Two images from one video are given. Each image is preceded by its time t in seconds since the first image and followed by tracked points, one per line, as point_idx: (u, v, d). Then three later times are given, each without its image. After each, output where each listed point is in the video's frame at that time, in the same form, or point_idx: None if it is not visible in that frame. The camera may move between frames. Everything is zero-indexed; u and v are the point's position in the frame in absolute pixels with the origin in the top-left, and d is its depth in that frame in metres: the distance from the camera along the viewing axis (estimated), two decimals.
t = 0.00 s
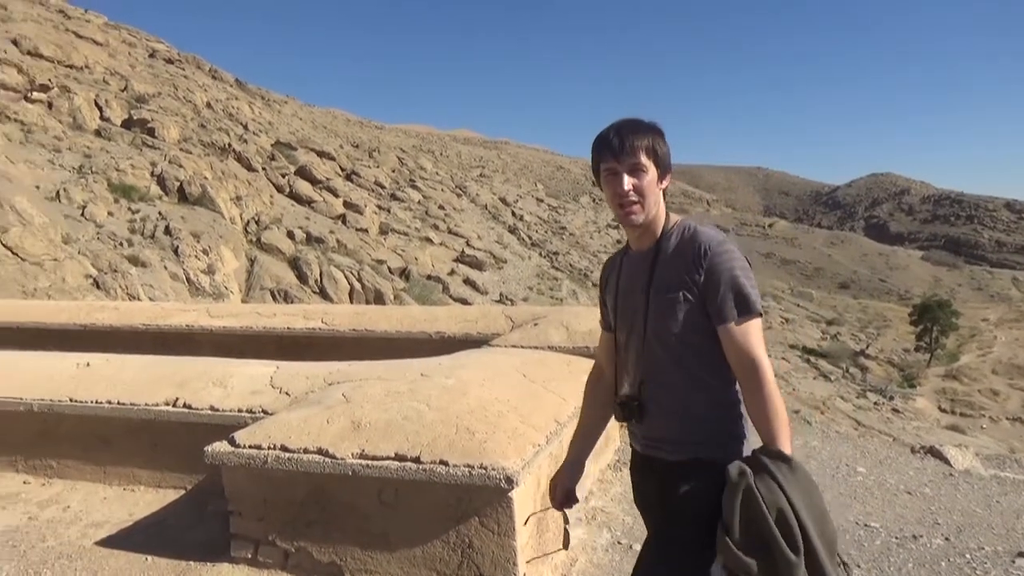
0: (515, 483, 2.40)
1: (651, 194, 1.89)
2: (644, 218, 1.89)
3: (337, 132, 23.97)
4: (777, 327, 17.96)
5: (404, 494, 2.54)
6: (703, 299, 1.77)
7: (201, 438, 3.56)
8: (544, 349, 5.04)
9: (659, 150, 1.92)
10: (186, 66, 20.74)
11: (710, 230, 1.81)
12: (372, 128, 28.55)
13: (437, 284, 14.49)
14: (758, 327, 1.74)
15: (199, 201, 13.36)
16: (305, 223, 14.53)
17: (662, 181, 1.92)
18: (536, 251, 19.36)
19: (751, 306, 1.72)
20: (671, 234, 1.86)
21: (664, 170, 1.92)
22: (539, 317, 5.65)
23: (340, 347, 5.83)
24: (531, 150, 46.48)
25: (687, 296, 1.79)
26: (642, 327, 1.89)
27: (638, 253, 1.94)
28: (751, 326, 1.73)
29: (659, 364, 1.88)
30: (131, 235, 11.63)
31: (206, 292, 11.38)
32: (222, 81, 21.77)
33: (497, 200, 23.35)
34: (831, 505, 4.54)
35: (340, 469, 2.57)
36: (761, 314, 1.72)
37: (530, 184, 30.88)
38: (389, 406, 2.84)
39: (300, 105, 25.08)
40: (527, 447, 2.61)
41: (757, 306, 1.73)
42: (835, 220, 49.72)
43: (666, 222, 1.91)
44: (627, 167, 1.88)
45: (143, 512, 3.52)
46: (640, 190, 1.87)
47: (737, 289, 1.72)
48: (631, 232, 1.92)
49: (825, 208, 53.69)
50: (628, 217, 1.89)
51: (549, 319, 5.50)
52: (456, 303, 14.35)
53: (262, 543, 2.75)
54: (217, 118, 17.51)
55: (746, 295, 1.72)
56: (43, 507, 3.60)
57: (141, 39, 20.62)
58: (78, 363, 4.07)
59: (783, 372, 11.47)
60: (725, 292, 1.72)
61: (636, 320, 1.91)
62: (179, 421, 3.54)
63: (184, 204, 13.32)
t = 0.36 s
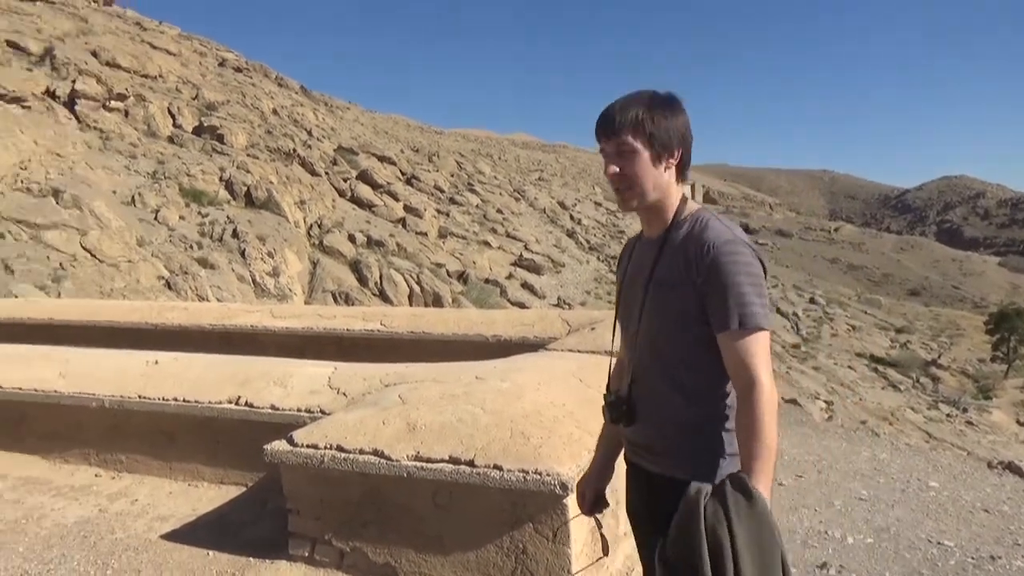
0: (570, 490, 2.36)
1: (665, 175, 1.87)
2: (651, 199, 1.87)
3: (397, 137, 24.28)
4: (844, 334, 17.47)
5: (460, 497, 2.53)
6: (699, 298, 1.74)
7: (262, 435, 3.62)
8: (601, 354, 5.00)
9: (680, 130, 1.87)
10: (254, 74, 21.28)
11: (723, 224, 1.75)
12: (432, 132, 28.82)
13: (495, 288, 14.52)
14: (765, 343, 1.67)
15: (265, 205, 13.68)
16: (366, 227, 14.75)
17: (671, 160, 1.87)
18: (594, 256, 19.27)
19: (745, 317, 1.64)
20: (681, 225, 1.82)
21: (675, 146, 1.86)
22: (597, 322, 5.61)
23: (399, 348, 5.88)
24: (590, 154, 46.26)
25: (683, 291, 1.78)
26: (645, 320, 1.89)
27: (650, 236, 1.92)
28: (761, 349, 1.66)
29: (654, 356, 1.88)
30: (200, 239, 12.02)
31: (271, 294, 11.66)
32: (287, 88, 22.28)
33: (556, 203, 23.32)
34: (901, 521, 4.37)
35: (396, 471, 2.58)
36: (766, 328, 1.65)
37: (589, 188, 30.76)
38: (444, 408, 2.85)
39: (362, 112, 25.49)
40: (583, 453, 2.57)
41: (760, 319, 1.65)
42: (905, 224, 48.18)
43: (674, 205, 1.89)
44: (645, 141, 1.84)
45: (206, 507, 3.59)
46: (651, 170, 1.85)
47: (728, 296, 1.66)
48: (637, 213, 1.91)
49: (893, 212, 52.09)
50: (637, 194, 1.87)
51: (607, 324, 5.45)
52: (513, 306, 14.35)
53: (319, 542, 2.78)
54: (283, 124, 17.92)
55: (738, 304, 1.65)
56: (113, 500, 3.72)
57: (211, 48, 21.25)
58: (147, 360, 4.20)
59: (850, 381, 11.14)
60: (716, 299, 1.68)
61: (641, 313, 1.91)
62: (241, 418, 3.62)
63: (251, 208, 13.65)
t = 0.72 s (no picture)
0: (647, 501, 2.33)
1: (674, 180, 1.59)
2: (658, 200, 1.62)
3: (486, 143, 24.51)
4: (949, 348, 16.59)
5: (537, 505, 2.51)
6: (705, 308, 1.50)
7: (346, 435, 3.69)
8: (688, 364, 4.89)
9: (713, 130, 1.56)
10: (350, 84, 21.88)
11: (739, 230, 1.48)
12: (521, 139, 28.98)
13: (581, 294, 14.43)
14: (775, 362, 1.40)
15: (358, 210, 14.02)
16: (454, 232, 14.93)
17: (681, 155, 1.57)
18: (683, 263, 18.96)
19: (750, 330, 1.40)
20: (698, 231, 1.57)
21: (687, 143, 1.55)
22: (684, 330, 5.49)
23: (484, 353, 5.91)
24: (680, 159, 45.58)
25: (688, 299, 1.53)
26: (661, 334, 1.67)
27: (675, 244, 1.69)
28: (775, 370, 1.40)
29: (669, 374, 1.64)
30: (297, 242, 12.45)
31: (362, 297, 11.96)
32: (381, 97, 22.81)
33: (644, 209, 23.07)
34: (1010, 551, 4.09)
35: (473, 476, 2.58)
36: (775, 344, 1.40)
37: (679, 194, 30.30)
38: (522, 414, 2.83)
39: (453, 119, 25.86)
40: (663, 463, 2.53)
41: (769, 333, 1.40)
42: (1018, 232, 45.47)
43: (693, 212, 1.61)
44: (646, 138, 1.59)
45: (293, 503, 3.68)
46: (655, 170, 1.60)
47: (734, 305, 1.43)
48: (655, 218, 1.67)
49: (1005, 220, 49.26)
50: (642, 195, 1.64)
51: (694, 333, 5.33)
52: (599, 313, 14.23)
53: (397, 543, 2.80)
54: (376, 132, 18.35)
55: (744, 316, 1.41)
56: (207, 492, 3.87)
57: (311, 59, 22.01)
58: (241, 359, 4.35)
59: (956, 398, 10.56)
60: (720, 306, 1.45)
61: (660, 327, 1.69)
62: (326, 417, 3.70)
63: (345, 213, 14.02)
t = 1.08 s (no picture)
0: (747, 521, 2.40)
1: (717, 198, 1.58)
2: (702, 220, 1.61)
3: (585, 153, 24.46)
4: None
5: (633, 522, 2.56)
6: (734, 320, 1.51)
7: (439, 441, 3.75)
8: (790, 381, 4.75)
9: (755, 150, 1.55)
10: (452, 95, 22.29)
11: (779, 248, 1.49)
12: (620, 148, 28.76)
13: (679, 305, 14.16)
14: (774, 375, 1.42)
15: (457, 219, 14.24)
16: (551, 241, 14.95)
17: (723, 174, 1.55)
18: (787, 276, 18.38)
19: (773, 345, 1.41)
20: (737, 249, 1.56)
21: (729, 162, 1.54)
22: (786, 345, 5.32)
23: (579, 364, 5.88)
24: (785, 169, 44.16)
25: (721, 310, 1.54)
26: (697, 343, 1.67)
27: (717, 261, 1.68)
28: (771, 382, 1.41)
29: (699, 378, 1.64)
30: (398, 251, 12.79)
31: (459, 305, 12.16)
32: (482, 108, 23.13)
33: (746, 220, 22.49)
34: None
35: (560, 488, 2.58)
36: (782, 360, 1.41)
37: (784, 205, 29.37)
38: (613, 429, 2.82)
39: (552, 130, 25.94)
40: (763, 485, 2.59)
41: (788, 350, 1.42)
42: None
43: (735, 232, 1.59)
44: (690, 159, 1.58)
45: (388, 504, 3.76)
46: (697, 189, 1.59)
47: (761, 316, 1.43)
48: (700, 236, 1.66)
49: None
50: (685, 215, 1.63)
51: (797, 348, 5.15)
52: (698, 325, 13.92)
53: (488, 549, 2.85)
54: (476, 142, 18.62)
55: (770, 330, 1.42)
56: (307, 489, 4.00)
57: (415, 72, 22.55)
58: (342, 363, 4.48)
59: None
60: (747, 316, 1.46)
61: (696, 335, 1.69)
62: (420, 422, 3.77)
63: (444, 222, 14.27)
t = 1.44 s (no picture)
0: (833, 545, 2.38)
1: (735, 197, 1.59)
2: (717, 217, 1.64)
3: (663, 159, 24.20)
4: None
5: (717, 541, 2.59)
6: (748, 308, 1.56)
7: (515, 449, 3.76)
8: (878, 395, 4.57)
9: (773, 153, 1.56)
10: (529, 103, 22.40)
11: (793, 245, 1.53)
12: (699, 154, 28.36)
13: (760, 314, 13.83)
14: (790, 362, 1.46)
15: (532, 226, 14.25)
16: (627, 248, 14.84)
17: (741, 174, 1.56)
18: (873, 284, 17.77)
19: (782, 335, 1.46)
20: (751, 243, 1.59)
21: (748, 164, 1.55)
22: (875, 357, 5.13)
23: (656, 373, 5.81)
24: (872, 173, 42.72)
25: (735, 297, 1.59)
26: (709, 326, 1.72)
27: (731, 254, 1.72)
28: (786, 368, 1.46)
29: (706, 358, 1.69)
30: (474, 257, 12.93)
31: (534, 311, 12.21)
32: (559, 115, 23.15)
33: (830, 227, 21.83)
34: None
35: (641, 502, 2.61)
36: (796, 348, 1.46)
37: (870, 210, 28.39)
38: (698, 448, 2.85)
39: (629, 136, 25.76)
40: (852, 505, 2.53)
41: (799, 339, 1.46)
42: None
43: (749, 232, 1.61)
44: (711, 158, 1.60)
45: (464, 511, 3.78)
46: (712, 185, 1.61)
47: (774, 305, 1.48)
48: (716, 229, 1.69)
49: None
50: (704, 211, 1.65)
51: (885, 361, 4.96)
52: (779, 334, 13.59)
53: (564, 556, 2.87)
54: (553, 149, 18.65)
55: (783, 320, 1.47)
56: (386, 492, 4.07)
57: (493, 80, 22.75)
58: (420, 368, 4.54)
59: None
60: (761, 303, 1.51)
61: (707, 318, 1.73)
62: (497, 429, 3.79)
63: (520, 228, 14.31)
